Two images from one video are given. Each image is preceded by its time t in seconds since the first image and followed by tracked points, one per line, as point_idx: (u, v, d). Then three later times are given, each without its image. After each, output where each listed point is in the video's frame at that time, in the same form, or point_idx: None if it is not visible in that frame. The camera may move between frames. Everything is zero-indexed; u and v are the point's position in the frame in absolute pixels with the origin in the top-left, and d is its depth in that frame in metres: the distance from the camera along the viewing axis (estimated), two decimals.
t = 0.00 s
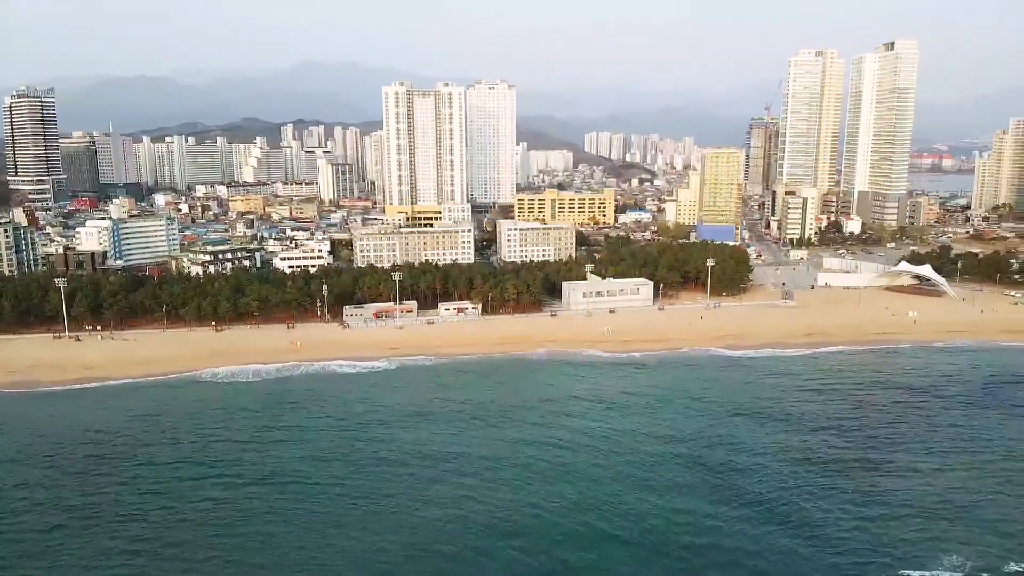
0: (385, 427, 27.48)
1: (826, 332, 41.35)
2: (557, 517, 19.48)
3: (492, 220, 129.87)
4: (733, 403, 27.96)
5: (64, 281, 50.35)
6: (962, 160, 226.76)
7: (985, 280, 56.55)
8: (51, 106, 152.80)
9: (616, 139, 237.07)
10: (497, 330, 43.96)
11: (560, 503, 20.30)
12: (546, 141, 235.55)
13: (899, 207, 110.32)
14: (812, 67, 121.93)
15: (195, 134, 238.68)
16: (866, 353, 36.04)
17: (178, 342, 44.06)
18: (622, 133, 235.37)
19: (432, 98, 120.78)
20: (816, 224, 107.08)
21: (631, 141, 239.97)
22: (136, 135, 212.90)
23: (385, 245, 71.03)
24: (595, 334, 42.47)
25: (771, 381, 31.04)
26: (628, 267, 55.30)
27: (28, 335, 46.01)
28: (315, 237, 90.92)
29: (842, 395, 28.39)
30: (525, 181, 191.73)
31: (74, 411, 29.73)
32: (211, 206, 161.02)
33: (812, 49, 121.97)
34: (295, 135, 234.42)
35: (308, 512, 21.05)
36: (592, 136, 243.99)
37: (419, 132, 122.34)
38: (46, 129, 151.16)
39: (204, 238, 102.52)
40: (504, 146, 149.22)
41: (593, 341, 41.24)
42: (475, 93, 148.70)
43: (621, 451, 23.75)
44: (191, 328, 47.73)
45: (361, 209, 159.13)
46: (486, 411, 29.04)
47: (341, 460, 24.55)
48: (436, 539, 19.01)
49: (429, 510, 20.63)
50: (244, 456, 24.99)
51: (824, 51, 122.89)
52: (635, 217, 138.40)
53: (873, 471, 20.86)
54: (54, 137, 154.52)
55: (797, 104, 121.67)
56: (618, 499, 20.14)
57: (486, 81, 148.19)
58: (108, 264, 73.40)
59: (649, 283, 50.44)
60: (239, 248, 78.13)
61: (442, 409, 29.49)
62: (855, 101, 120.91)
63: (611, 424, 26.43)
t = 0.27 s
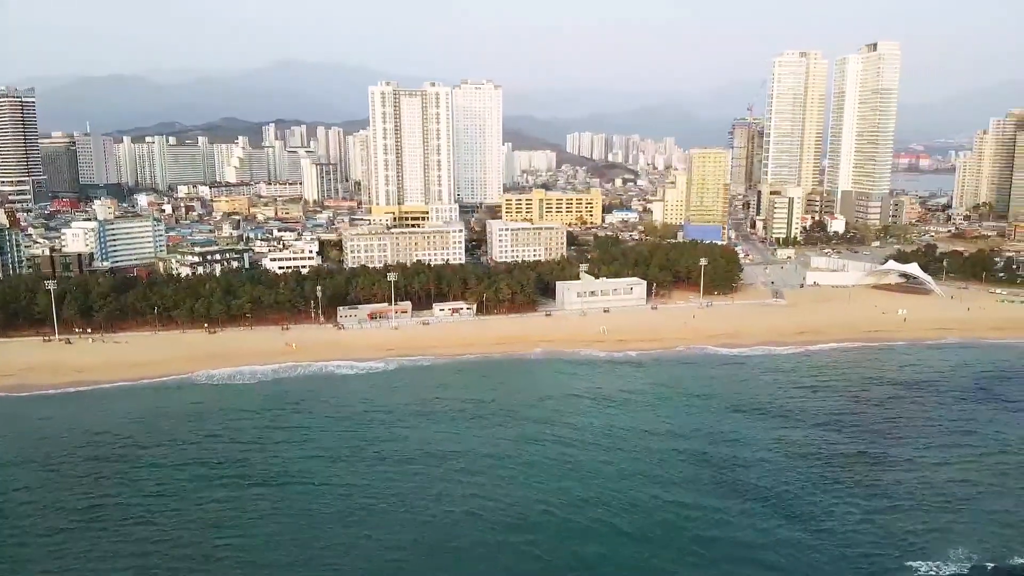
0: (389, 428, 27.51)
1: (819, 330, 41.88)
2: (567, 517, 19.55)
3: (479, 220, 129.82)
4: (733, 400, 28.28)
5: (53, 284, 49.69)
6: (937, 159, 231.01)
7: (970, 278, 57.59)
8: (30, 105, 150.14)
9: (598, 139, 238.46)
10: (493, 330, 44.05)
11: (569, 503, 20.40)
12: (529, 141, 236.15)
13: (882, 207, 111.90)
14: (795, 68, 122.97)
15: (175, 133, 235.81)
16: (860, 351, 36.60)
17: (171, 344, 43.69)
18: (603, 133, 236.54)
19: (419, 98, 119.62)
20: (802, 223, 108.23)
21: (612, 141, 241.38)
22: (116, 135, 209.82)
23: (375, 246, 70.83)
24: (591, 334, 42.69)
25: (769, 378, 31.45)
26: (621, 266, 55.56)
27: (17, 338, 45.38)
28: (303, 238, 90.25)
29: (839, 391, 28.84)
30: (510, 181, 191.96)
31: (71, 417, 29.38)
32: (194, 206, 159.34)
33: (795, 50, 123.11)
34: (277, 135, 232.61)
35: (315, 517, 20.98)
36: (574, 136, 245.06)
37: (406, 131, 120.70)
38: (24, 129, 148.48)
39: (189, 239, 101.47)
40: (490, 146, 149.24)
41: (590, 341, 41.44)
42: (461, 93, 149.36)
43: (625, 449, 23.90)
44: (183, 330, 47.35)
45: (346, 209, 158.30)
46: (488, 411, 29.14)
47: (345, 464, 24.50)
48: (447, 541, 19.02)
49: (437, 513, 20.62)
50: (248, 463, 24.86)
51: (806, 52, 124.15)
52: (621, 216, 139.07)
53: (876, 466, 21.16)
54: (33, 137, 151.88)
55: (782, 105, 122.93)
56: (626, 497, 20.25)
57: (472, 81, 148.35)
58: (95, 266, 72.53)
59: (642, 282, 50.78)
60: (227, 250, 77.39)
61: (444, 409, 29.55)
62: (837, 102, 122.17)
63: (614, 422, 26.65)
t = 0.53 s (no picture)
0: (390, 429, 27.62)
1: (809, 328, 42.49)
2: (577, 514, 19.61)
3: (466, 220, 129.78)
4: (731, 396, 28.75)
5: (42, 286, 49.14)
6: (912, 160, 235.60)
7: (953, 276, 58.67)
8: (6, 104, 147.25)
9: (579, 140, 239.60)
10: (488, 330, 44.22)
11: (578, 500, 20.47)
12: (511, 142, 236.68)
13: (864, 207, 113.55)
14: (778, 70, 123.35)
15: (154, 133, 232.86)
16: (850, 347, 37.27)
17: (164, 347, 43.39)
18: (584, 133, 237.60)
19: (404, 97, 118.83)
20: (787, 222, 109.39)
21: (593, 142, 242.86)
22: (93, 135, 206.58)
23: (365, 247, 70.69)
24: (586, 333, 43.01)
25: (764, 375, 31.96)
26: (612, 267, 55.89)
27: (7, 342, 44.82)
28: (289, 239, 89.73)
29: (834, 386, 29.40)
30: (494, 181, 192.10)
31: (66, 424, 29.04)
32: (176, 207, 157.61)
33: (779, 51, 122.76)
34: (259, 135, 230.58)
35: (323, 519, 20.89)
36: (555, 136, 246.00)
37: (392, 130, 119.69)
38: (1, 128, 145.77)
39: (174, 240, 100.34)
40: (476, 146, 149.23)
41: (585, 340, 41.75)
42: (446, 93, 149.52)
43: (630, 446, 24.09)
44: (174, 332, 46.99)
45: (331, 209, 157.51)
46: (487, 409, 29.32)
47: (349, 466, 24.43)
48: (458, 541, 19.00)
49: (447, 513, 20.60)
50: (250, 467, 24.73)
51: (789, 53, 123.83)
52: (607, 216, 139.78)
53: (878, 460, 21.49)
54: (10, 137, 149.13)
55: (765, 106, 124.32)
56: (635, 493, 20.38)
57: (457, 82, 148.42)
58: (80, 267, 71.60)
59: (634, 282, 51.24)
60: (216, 251, 76.71)
61: (444, 408, 29.71)
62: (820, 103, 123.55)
63: (615, 420, 26.92)
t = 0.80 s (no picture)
0: (392, 430, 27.63)
1: (800, 327, 43.03)
2: (585, 512, 19.72)
3: (452, 220, 129.56)
4: (728, 393, 29.11)
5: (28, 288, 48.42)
6: (887, 159, 239.53)
7: (937, 275, 59.64)
8: None
9: (561, 139, 240.13)
10: (483, 330, 44.28)
11: (585, 499, 20.48)
12: (493, 142, 236.58)
13: (846, 205, 115.01)
14: (761, 70, 124.69)
15: (131, 133, 229.33)
16: (841, 345, 37.82)
17: (156, 349, 42.98)
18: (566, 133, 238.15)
19: (389, 96, 117.93)
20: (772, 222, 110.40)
21: (573, 141, 243.57)
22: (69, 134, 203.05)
23: (355, 247, 70.41)
24: (581, 333, 43.23)
25: (759, 372, 32.38)
26: (603, 266, 56.13)
27: None
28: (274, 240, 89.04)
29: (829, 383, 29.87)
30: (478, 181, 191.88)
31: (60, 429, 28.56)
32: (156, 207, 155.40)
33: (762, 52, 124.05)
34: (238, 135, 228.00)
35: (329, 522, 20.72)
36: (537, 136, 246.30)
37: (377, 129, 118.64)
38: None
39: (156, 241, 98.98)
40: (461, 146, 148.92)
41: (580, 340, 41.98)
42: (430, 92, 149.32)
43: (632, 443, 24.28)
44: (165, 335, 46.48)
45: (315, 209, 156.34)
46: (488, 409, 29.39)
47: (352, 468, 24.28)
48: (468, 543, 18.93)
49: (454, 513, 20.52)
50: (251, 472, 24.49)
51: (772, 54, 125.14)
52: (593, 216, 140.28)
53: (880, 456, 21.75)
54: None
55: (748, 106, 125.43)
56: (642, 492, 20.43)
57: (441, 81, 148.25)
58: (63, 269, 70.51)
59: (626, 281, 51.61)
60: (203, 252, 75.91)
61: (444, 409, 29.74)
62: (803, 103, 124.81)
63: (616, 417, 27.14)
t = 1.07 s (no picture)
0: (393, 431, 27.64)
1: (791, 325, 43.57)
2: (594, 508, 19.86)
3: (439, 220, 129.48)
4: (725, 390, 29.47)
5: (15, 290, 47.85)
6: (863, 159, 243.59)
7: (922, 273, 60.64)
8: None
9: (542, 140, 241.01)
10: (477, 331, 44.36)
11: (592, 496, 20.55)
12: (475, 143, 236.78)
13: (829, 204, 116.53)
14: (744, 72, 126.19)
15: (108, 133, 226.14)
16: (832, 343, 38.35)
17: (147, 352, 42.61)
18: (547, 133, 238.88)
19: (375, 96, 117.12)
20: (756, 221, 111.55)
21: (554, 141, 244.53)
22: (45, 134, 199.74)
23: (345, 247, 70.26)
24: (575, 333, 43.48)
25: (754, 369, 32.79)
26: (595, 266, 56.48)
27: None
28: (261, 240, 88.47)
29: (823, 380, 30.32)
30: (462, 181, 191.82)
31: (53, 435, 28.19)
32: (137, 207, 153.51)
33: (744, 52, 126.17)
34: (218, 136, 225.79)
35: (335, 524, 20.59)
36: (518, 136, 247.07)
37: (362, 128, 117.75)
38: None
39: (140, 242, 97.83)
40: (447, 146, 148.84)
41: (575, 340, 42.21)
42: (415, 92, 149.34)
43: (634, 440, 24.49)
44: (156, 337, 46.20)
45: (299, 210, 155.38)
46: (488, 409, 29.49)
47: (355, 469, 24.27)
48: (477, 543, 18.88)
49: (460, 514, 20.48)
50: (252, 475, 24.30)
51: (755, 56, 127.25)
52: (579, 216, 140.92)
53: (880, 451, 22.08)
54: None
55: (731, 106, 126.63)
56: (648, 489, 20.51)
57: (427, 81, 148.26)
58: (47, 271, 69.60)
59: (618, 280, 52.00)
60: (189, 252, 75.28)
61: (444, 409, 29.78)
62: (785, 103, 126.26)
63: (616, 415, 27.37)
